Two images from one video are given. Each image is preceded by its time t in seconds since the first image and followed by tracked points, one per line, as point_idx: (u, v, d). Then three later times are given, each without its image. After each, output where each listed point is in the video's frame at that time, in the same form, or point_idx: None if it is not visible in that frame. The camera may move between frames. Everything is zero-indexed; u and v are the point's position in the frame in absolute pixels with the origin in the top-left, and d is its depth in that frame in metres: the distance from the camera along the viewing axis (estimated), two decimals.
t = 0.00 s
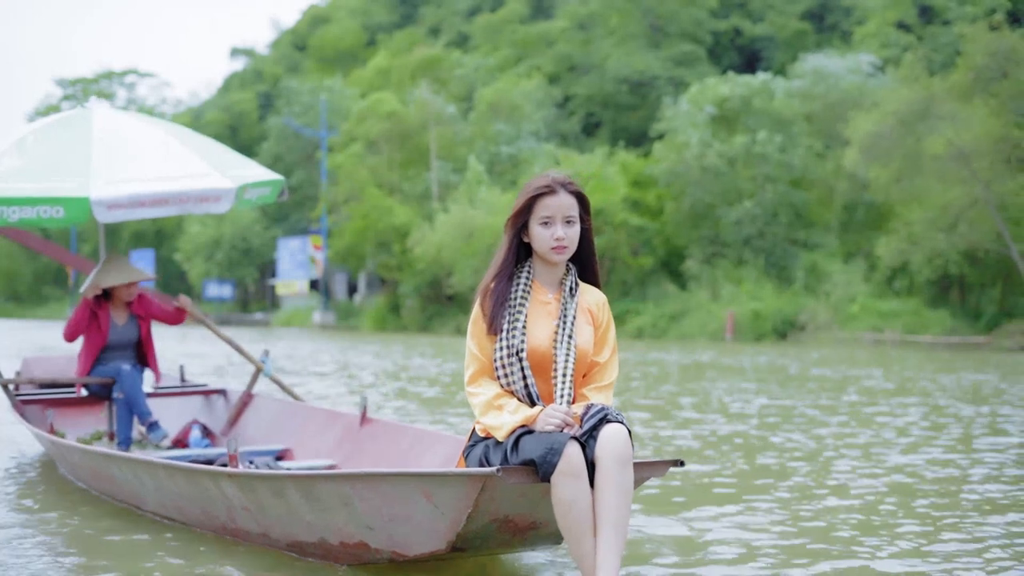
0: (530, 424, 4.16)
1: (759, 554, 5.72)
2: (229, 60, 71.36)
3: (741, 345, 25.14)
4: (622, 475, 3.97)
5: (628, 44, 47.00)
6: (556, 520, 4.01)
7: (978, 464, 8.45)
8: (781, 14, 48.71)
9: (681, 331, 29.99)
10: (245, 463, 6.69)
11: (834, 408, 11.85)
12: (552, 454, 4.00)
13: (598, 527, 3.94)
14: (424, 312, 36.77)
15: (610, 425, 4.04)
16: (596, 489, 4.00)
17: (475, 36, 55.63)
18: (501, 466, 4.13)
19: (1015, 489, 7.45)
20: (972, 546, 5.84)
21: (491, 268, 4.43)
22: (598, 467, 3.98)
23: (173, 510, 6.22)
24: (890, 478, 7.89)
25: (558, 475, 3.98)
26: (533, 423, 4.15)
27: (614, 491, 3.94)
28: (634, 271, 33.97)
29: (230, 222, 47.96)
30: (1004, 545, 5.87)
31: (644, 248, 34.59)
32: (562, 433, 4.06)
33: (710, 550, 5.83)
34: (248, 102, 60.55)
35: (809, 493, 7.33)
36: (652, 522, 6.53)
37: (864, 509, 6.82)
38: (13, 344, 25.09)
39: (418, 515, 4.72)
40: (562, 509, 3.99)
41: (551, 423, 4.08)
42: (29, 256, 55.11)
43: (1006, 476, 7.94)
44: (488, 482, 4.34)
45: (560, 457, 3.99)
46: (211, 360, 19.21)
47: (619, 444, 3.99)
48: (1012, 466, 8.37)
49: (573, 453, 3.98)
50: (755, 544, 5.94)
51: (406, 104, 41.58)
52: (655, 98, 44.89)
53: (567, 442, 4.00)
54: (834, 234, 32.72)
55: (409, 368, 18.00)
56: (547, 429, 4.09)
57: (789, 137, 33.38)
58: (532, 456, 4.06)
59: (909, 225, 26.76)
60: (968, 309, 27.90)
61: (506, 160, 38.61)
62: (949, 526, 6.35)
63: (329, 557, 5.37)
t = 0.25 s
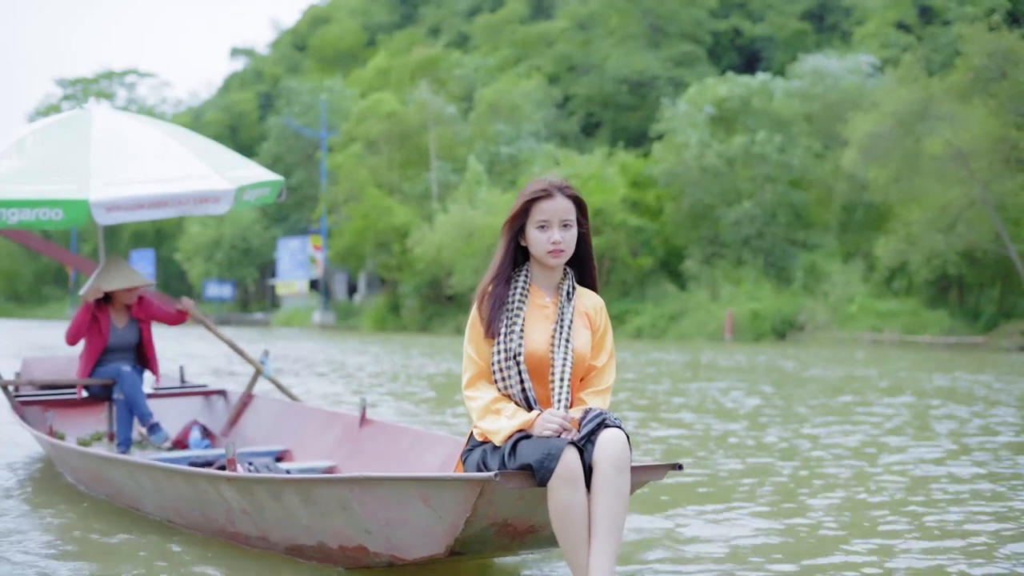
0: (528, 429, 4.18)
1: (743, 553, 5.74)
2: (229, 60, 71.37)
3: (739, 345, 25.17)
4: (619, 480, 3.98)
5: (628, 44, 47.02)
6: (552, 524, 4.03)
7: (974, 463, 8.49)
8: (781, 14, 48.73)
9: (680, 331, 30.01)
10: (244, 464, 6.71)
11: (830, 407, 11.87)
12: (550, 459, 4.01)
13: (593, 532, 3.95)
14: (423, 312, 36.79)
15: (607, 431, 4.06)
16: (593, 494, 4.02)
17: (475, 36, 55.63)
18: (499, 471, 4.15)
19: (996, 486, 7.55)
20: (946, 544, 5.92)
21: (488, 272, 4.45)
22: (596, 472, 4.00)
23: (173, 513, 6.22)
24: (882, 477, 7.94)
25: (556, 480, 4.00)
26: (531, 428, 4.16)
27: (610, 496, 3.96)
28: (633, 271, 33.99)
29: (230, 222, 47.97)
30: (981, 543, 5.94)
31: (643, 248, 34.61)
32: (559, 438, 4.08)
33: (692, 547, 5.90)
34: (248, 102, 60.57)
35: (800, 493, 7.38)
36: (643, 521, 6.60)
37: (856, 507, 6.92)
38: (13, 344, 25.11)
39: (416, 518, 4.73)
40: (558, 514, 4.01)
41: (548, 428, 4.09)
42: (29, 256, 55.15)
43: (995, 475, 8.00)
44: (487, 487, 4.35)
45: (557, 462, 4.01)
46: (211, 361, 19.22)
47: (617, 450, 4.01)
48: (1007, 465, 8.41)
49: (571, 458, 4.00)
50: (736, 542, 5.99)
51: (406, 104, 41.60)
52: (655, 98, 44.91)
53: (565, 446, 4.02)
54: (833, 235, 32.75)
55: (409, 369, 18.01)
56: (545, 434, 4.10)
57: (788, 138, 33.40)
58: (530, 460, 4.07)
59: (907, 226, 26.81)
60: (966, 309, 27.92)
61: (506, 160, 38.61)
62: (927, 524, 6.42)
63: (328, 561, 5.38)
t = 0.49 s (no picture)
0: (527, 433, 4.19)
1: (731, 552, 5.78)
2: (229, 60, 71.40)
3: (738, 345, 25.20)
4: (617, 485, 4.00)
5: (628, 45, 47.03)
6: (550, 529, 4.04)
7: (970, 464, 8.49)
8: (781, 14, 48.73)
9: (680, 331, 30.02)
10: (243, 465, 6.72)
11: (829, 407, 11.86)
12: (548, 463, 4.03)
13: (591, 539, 3.97)
14: (423, 312, 36.80)
15: (606, 435, 4.07)
16: (591, 499, 4.03)
17: (475, 36, 55.64)
18: (498, 475, 4.16)
19: (983, 486, 7.60)
20: (925, 542, 6.00)
21: (486, 275, 4.46)
22: (594, 477, 4.01)
23: (171, 514, 6.24)
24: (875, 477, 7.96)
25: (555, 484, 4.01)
26: (530, 432, 4.18)
27: (608, 501, 3.98)
28: (633, 271, 34.01)
29: (230, 221, 47.99)
30: (962, 541, 6.01)
31: (643, 248, 34.62)
32: (558, 443, 4.09)
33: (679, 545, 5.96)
34: (248, 102, 60.59)
35: (794, 492, 7.44)
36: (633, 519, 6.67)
37: (843, 505, 7.00)
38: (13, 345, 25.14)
39: (415, 522, 4.74)
40: (556, 519, 4.02)
41: (547, 432, 4.11)
42: (29, 256, 55.19)
43: (988, 474, 8.02)
44: (485, 490, 4.36)
45: (556, 467, 4.02)
46: (210, 361, 19.24)
47: (616, 455, 4.02)
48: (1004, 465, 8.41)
49: (570, 463, 4.01)
50: (722, 540, 6.06)
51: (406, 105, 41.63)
52: (655, 98, 44.93)
53: (564, 452, 4.03)
54: (833, 235, 32.77)
55: (408, 369, 18.02)
56: (544, 438, 4.12)
57: (788, 138, 33.42)
58: (528, 465, 4.09)
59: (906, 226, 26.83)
60: (966, 309, 27.92)
61: (506, 160, 38.60)
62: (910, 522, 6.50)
63: (326, 563, 5.38)
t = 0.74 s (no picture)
0: (524, 435, 4.22)
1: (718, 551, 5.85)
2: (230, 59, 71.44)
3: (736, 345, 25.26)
4: (615, 488, 4.02)
5: (627, 45, 47.05)
6: (548, 531, 4.06)
7: (966, 464, 8.50)
8: (780, 14, 48.73)
9: (679, 330, 30.04)
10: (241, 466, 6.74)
11: (827, 407, 11.87)
12: (546, 466, 4.04)
13: (587, 541, 4.00)
14: (423, 311, 36.81)
15: (605, 437, 4.09)
16: (589, 502, 4.05)
17: (475, 36, 55.64)
18: (495, 477, 4.18)
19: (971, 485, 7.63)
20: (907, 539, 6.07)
21: (483, 277, 4.48)
22: (593, 477, 4.03)
23: (169, 515, 6.25)
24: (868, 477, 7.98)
25: (552, 487, 4.03)
26: (527, 434, 4.20)
27: (605, 504, 4.00)
28: (632, 271, 34.03)
29: (230, 221, 48.02)
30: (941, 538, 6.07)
31: (642, 248, 34.63)
32: (556, 445, 4.12)
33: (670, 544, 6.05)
34: (248, 102, 60.61)
35: (784, 491, 7.47)
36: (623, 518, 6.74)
37: (832, 502, 7.12)
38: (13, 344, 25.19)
39: (412, 524, 4.76)
40: (553, 521, 4.04)
41: (546, 434, 4.14)
42: (30, 256, 55.26)
43: (980, 475, 8.03)
44: (483, 493, 4.38)
45: (554, 470, 4.04)
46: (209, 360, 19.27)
47: (615, 457, 4.05)
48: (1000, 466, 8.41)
49: (568, 465, 4.03)
50: (711, 538, 6.15)
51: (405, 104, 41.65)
52: (654, 98, 44.95)
53: (562, 454, 4.05)
54: (832, 235, 32.79)
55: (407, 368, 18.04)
56: (542, 440, 4.15)
57: (787, 138, 33.43)
58: (526, 468, 4.10)
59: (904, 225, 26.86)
60: (965, 308, 27.91)
61: (505, 160, 38.60)
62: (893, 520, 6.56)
63: (324, 566, 5.39)
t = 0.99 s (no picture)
0: (521, 436, 4.23)
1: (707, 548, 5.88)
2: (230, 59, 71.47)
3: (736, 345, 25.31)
4: (611, 490, 4.04)
5: (627, 44, 47.07)
6: (546, 533, 4.08)
7: (963, 463, 8.52)
8: (780, 14, 48.73)
9: (678, 330, 30.07)
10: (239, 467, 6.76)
11: (824, 407, 11.87)
12: (544, 468, 4.06)
13: (584, 542, 4.02)
14: (422, 311, 36.85)
15: (602, 438, 4.11)
16: (587, 503, 4.07)
17: (474, 36, 55.66)
18: (493, 478, 4.20)
19: (966, 484, 7.63)
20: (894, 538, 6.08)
21: (480, 278, 4.50)
22: (589, 479, 4.05)
23: (167, 516, 6.27)
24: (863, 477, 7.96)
25: (549, 488, 4.05)
26: (525, 435, 4.22)
27: (602, 505, 4.02)
28: (631, 271, 34.07)
29: (230, 221, 48.06)
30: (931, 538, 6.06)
31: (641, 248, 34.68)
32: (553, 446, 4.14)
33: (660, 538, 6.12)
34: (248, 102, 60.65)
35: (776, 490, 7.46)
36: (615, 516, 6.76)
37: (820, 497, 7.21)
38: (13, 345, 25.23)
39: (410, 524, 4.79)
40: (551, 522, 4.07)
41: (543, 435, 4.15)
42: (30, 256, 55.31)
43: (977, 474, 8.04)
44: (480, 494, 4.41)
45: (551, 471, 4.06)
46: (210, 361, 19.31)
47: (612, 457, 4.06)
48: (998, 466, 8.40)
49: (564, 466, 4.05)
50: (702, 535, 6.19)
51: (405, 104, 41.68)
52: (654, 98, 44.98)
53: (560, 456, 4.07)
54: (831, 235, 32.81)
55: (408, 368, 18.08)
56: (539, 441, 4.17)
57: (786, 138, 33.45)
58: (524, 469, 4.13)
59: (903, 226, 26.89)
60: (964, 308, 27.94)
61: (505, 160, 38.62)
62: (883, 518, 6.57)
63: (322, 566, 5.41)
